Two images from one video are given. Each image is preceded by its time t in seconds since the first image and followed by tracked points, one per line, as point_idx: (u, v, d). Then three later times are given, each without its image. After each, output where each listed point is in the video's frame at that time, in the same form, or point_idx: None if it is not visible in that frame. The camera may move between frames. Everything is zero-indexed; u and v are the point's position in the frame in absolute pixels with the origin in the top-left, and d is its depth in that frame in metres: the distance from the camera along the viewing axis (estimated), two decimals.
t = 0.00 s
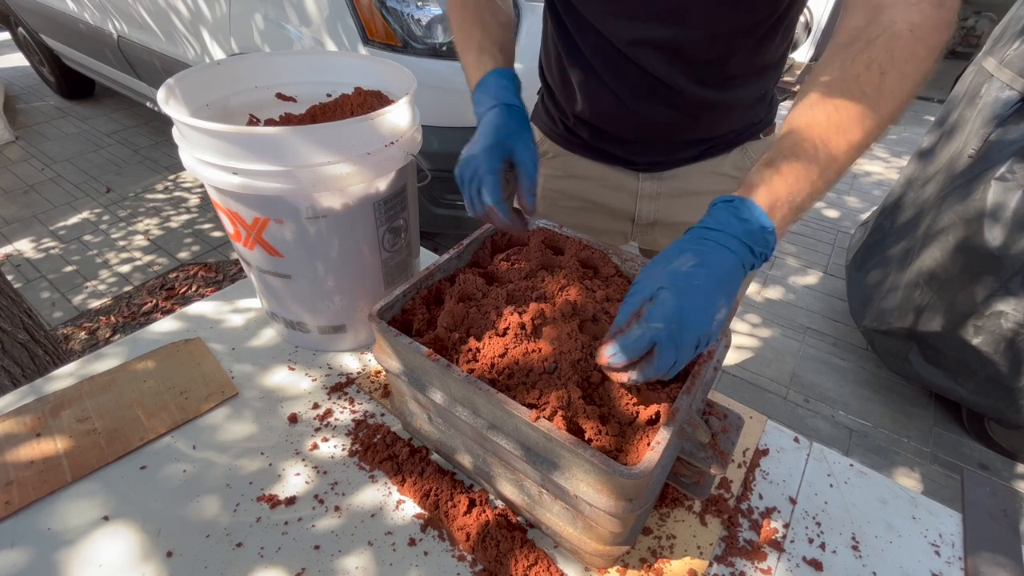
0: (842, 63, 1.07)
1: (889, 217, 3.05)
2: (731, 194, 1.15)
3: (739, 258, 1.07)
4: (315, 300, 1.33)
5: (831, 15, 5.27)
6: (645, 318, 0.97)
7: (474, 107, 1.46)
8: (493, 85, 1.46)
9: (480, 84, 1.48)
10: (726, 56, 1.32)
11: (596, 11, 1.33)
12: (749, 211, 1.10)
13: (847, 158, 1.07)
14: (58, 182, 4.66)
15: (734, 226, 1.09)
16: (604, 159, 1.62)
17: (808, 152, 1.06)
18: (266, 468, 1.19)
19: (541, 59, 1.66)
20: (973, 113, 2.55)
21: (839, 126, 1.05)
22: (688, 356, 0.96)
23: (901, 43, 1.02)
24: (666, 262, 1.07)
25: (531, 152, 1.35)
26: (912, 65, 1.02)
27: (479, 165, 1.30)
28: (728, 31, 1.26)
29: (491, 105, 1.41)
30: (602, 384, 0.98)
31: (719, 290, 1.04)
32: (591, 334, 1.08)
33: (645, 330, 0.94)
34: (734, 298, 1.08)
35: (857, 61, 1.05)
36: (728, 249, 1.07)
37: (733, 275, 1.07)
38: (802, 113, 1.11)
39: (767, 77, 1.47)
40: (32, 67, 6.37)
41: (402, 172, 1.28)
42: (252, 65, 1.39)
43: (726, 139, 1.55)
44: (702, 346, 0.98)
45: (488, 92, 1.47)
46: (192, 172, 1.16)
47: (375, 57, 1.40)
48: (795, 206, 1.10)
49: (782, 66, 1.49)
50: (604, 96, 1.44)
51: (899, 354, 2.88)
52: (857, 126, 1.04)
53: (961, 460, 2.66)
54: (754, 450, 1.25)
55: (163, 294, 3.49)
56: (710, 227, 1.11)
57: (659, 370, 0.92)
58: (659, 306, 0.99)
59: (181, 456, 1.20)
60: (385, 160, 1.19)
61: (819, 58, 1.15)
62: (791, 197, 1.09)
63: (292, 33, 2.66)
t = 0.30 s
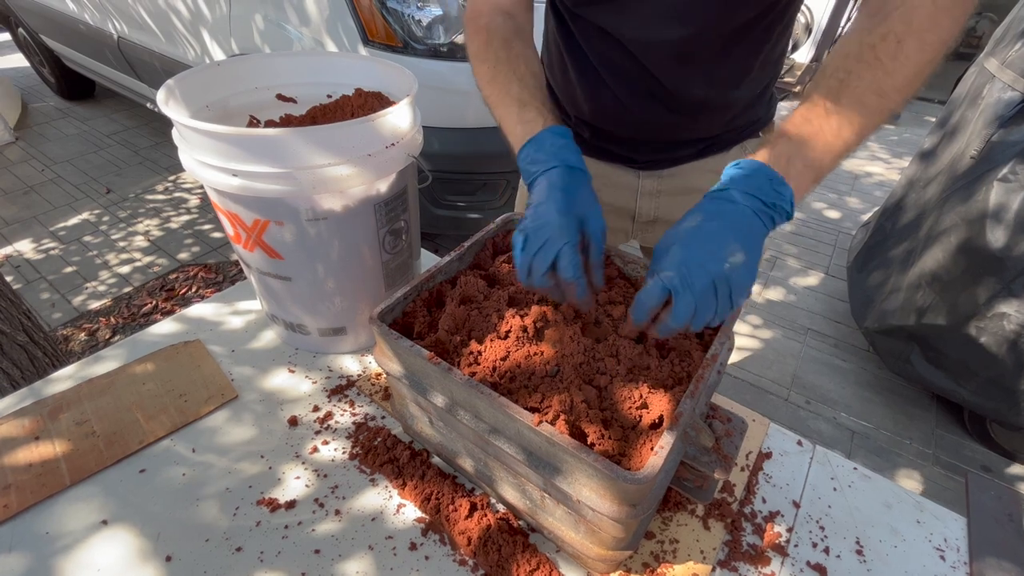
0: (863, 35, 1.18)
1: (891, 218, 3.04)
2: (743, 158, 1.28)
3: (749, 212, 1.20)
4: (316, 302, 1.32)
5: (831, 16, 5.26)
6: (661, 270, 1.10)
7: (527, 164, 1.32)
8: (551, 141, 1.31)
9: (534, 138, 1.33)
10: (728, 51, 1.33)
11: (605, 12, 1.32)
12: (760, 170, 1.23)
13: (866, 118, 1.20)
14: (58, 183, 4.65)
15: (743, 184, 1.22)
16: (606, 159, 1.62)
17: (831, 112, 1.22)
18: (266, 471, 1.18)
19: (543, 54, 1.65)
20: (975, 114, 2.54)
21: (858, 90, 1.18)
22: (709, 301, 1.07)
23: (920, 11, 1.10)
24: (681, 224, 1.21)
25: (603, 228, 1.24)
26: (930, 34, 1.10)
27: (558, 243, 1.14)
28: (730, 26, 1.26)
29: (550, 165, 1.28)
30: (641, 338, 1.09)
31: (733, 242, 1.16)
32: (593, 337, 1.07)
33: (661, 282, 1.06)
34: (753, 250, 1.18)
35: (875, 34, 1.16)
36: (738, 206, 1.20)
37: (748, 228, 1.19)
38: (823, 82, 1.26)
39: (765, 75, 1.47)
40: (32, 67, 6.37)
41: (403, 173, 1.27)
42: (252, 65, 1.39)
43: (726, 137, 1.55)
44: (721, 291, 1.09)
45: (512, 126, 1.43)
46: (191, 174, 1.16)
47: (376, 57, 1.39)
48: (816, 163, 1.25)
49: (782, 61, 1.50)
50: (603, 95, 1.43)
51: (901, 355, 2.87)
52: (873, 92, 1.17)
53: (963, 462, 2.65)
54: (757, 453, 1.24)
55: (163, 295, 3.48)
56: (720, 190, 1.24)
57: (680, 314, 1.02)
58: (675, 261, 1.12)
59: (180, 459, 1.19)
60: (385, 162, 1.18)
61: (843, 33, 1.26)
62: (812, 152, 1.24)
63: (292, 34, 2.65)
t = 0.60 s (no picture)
0: (824, 45, 1.23)
1: (892, 218, 3.03)
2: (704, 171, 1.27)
3: (714, 211, 1.19)
4: (312, 303, 1.30)
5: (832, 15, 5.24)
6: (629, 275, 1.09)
7: (497, 199, 1.23)
8: (525, 178, 1.24)
9: (508, 172, 1.25)
10: (730, 49, 1.32)
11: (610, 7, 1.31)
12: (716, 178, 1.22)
13: (825, 129, 1.22)
14: (56, 183, 4.64)
15: (702, 190, 1.21)
16: (605, 158, 1.60)
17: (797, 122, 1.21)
18: (261, 474, 1.16)
19: (542, 57, 1.63)
20: (977, 113, 2.53)
21: (817, 100, 1.21)
22: (681, 296, 1.05)
23: (879, 25, 1.15)
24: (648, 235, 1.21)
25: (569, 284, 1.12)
26: (890, 45, 1.16)
27: (525, 303, 1.02)
28: (734, 21, 1.26)
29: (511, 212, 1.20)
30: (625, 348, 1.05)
31: (694, 238, 1.16)
32: (594, 338, 1.06)
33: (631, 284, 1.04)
34: (720, 247, 1.17)
35: (835, 46, 1.21)
36: (703, 208, 1.18)
37: (713, 226, 1.17)
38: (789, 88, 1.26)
39: (766, 74, 1.47)
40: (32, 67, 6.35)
41: (401, 171, 1.25)
42: (249, 63, 1.37)
43: (725, 136, 1.55)
44: (691, 286, 1.07)
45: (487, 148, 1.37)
46: (186, 173, 1.14)
47: (374, 55, 1.37)
48: (776, 172, 1.26)
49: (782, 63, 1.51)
50: (608, 93, 1.41)
51: (903, 357, 2.85)
52: (831, 102, 1.21)
53: (966, 463, 2.63)
54: (759, 456, 1.22)
55: (161, 296, 3.47)
56: (683, 197, 1.23)
57: (655, 310, 1.00)
58: (642, 265, 1.11)
59: (174, 462, 1.17)
60: (382, 160, 1.17)
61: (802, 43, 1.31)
62: (776, 160, 1.24)
63: (290, 33, 2.63)
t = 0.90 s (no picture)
0: (842, 37, 1.21)
1: (893, 219, 3.01)
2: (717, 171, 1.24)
3: (730, 212, 1.16)
4: (306, 305, 1.28)
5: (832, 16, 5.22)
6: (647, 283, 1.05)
7: (504, 214, 1.21)
8: (534, 194, 1.22)
9: (514, 187, 1.23)
10: (731, 48, 1.30)
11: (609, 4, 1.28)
12: (732, 176, 1.20)
13: (846, 122, 1.19)
14: (54, 184, 4.62)
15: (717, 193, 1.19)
16: (603, 161, 1.58)
17: (815, 112, 1.19)
18: (254, 479, 1.14)
19: (540, 56, 1.61)
20: (978, 113, 2.51)
21: (837, 92, 1.18)
22: (703, 300, 1.02)
23: (900, 13, 1.12)
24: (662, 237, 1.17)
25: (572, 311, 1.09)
26: (911, 34, 1.12)
27: (533, 333, 0.98)
28: (734, 19, 1.24)
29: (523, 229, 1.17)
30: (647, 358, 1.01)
31: (714, 241, 1.12)
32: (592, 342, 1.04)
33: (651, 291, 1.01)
34: (737, 249, 1.14)
35: (854, 36, 1.18)
36: (720, 209, 1.16)
37: (729, 228, 1.15)
38: (808, 79, 1.24)
39: (766, 75, 1.45)
40: (30, 68, 6.34)
41: (396, 172, 1.24)
42: (242, 63, 1.35)
43: (726, 137, 1.53)
44: (711, 290, 1.04)
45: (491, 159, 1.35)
46: (177, 173, 1.12)
47: (371, 55, 1.35)
48: (795, 170, 1.22)
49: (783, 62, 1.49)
50: (604, 94, 1.40)
51: (904, 358, 2.83)
52: (851, 94, 1.17)
53: (967, 465, 2.61)
54: (759, 461, 1.20)
55: (158, 297, 3.45)
56: (697, 201, 1.20)
57: (680, 319, 0.97)
58: (659, 271, 1.07)
59: (165, 467, 1.15)
60: (377, 161, 1.15)
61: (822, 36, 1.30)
62: (794, 158, 1.21)
63: (287, 33, 2.62)
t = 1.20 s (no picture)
0: (855, 37, 1.19)
1: (893, 219, 3.01)
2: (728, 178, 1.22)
3: (739, 226, 1.14)
4: (304, 307, 1.28)
5: (832, 16, 5.22)
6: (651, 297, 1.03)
7: (489, 206, 1.20)
8: (515, 188, 1.22)
9: (497, 179, 1.23)
10: (733, 48, 1.30)
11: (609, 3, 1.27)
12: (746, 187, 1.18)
13: (860, 124, 1.16)
14: (53, 185, 4.61)
15: (726, 203, 1.17)
16: (603, 163, 1.58)
17: (829, 113, 1.17)
18: (251, 482, 1.13)
19: (539, 57, 1.60)
20: (978, 114, 2.51)
21: (849, 92, 1.16)
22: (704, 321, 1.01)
23: (915, 10, 1.09)
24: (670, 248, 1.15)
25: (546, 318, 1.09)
26: (926, 33, 1.10)
27: (510, 325, 0.98)
28: (734, 19, 1.24)
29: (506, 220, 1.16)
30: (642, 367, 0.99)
31: (723, 259, 1.10)
32: (592, 344, 1.04)
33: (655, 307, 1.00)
34: (745, 264, 1.12)
35: (868, 35, 1.16)
36: (731, 222, 1.15)
37: (737, 243, 1.13)
38: (823, 78, 1.21)
39: (768, 77, 1.44)
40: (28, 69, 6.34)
41: (394, 173, 1.23)
42: (241, 63, 1.35)
43: (729, 140, 1.51)
44: (716, 310, 1.02)
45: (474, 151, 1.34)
46: (174, 174, 1.12)
47: (371, 55, 1.35)
48: (808, 175, 1.20)
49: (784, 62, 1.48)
50: (604, 96, 1.39)
51: (904, 359, 2.83)
52: (865, 95, 1.15)
53: (968, 466, 2.61)
54: (760, 463, 1.20)
55: (157, 298, 3.44)
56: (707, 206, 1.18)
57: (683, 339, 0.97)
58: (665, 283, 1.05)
59: (162, 470, 1.15)
60: (375, 162, 1.14)
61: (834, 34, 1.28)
62: (809, 162, 1.18)
63: (286, 34, 2.61)
